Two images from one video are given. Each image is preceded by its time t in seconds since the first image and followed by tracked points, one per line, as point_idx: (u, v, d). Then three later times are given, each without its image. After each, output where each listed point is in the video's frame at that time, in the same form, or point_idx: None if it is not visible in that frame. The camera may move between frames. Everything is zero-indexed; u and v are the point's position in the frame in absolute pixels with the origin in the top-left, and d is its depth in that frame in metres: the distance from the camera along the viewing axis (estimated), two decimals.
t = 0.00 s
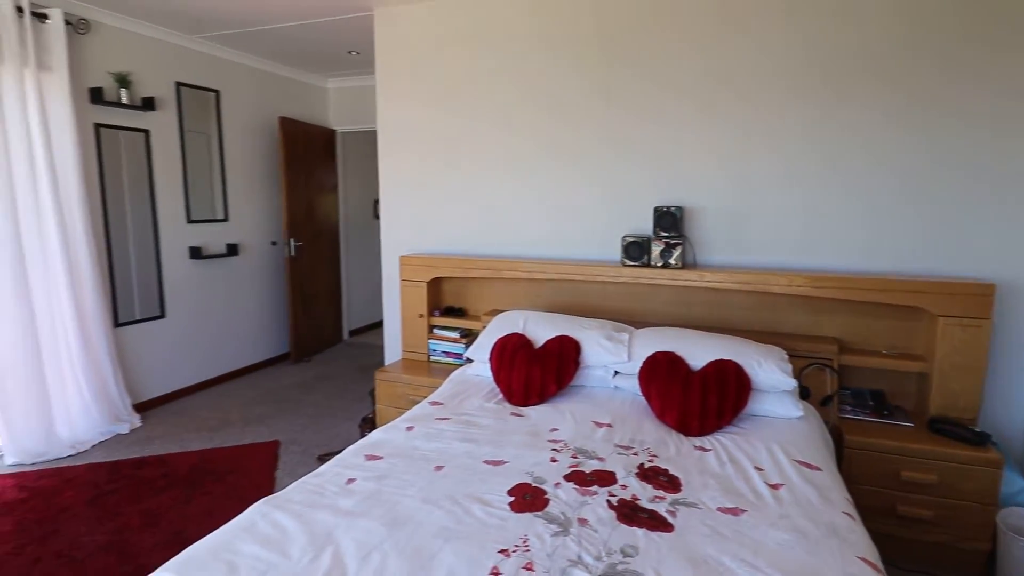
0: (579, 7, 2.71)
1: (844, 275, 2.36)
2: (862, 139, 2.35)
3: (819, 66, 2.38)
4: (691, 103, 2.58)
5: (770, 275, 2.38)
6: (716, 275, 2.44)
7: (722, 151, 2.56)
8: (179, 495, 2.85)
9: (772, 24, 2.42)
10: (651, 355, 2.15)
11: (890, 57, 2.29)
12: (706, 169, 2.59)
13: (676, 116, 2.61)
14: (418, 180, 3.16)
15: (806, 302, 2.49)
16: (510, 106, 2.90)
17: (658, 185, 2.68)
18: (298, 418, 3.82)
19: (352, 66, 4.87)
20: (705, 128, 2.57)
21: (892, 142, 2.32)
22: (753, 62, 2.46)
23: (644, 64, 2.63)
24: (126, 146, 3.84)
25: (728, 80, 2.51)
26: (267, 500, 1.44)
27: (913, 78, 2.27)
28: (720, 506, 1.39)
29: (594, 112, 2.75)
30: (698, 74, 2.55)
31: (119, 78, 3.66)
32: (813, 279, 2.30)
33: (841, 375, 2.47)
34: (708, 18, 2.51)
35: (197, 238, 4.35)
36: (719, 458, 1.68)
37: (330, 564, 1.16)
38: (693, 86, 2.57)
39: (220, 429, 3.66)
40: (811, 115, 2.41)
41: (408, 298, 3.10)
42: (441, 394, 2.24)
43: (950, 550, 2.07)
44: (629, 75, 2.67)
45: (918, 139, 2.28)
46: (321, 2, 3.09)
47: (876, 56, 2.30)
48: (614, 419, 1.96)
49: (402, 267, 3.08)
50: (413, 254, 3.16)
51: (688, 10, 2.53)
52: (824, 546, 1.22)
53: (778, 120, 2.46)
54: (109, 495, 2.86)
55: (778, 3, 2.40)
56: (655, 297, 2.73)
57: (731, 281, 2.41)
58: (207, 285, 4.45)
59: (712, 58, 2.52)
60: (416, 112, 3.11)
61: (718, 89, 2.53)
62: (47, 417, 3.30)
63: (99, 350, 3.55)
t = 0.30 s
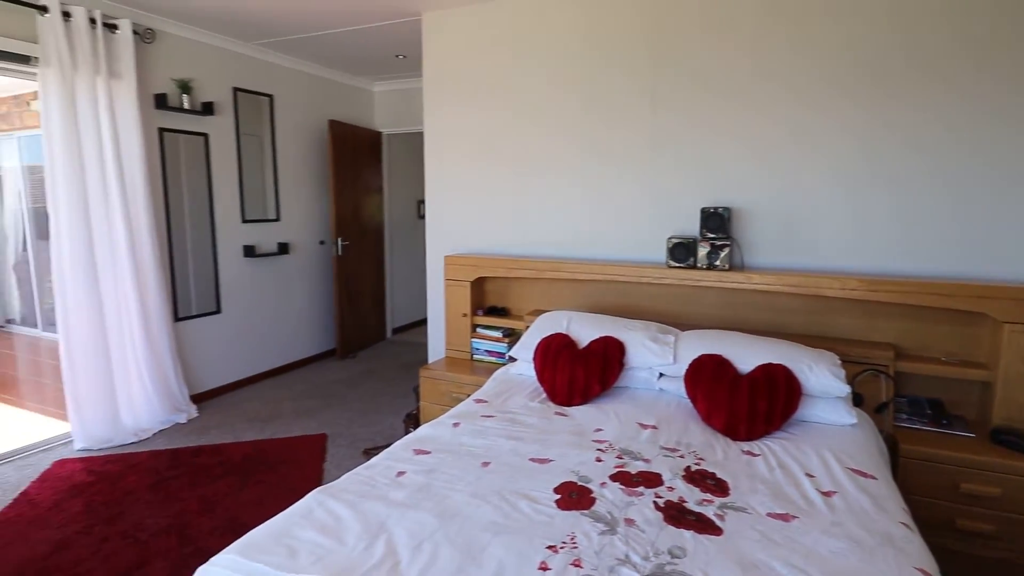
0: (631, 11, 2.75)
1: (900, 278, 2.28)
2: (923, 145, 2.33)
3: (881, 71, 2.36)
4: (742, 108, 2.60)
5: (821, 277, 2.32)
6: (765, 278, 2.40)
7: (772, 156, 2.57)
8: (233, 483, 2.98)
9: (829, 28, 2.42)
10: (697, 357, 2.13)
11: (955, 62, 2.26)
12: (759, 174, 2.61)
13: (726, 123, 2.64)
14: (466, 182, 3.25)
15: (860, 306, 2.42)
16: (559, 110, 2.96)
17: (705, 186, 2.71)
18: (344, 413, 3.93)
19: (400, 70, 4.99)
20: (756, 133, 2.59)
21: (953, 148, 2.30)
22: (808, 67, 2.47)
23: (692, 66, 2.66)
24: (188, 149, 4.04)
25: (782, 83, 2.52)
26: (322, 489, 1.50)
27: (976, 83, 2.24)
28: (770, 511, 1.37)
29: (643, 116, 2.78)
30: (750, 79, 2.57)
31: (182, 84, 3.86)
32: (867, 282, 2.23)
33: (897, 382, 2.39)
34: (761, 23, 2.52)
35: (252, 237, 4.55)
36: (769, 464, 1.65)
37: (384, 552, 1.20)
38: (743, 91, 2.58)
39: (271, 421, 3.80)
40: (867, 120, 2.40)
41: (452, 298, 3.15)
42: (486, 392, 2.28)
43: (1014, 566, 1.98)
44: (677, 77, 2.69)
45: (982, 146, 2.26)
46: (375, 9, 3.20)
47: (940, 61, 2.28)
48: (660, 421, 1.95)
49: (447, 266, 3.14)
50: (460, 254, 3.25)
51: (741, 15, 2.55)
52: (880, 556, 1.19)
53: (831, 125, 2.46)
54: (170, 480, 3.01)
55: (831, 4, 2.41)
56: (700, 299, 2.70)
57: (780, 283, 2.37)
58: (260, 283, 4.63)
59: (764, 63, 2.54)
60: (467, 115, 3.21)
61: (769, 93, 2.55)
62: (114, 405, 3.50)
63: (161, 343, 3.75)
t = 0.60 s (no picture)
0: (678, 11, 2.72)
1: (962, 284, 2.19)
2: (989, 143, 2.22)
3: (942, 68, 2.26)
4: (794, 105, 2.53)
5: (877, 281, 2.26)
6: (817, 281, 2.35)
7: (824, 157, 2.50)
8: (285, 474, 3.09)
9: (887, 23, 2.34)
10: (745, 361, 2.10)
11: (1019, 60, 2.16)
12: (811, 175, 2.54)
13: (776, 122, 2.58)
14: (511, 183, 3.29)
15: (918, 312, 2.34)
16: (604, 111, 2.96)
17: (754, 187, 2.66)
18: (388, 409, 4.02)
19: (445, 73, 5.06)
20: (808, 132, 2.52)
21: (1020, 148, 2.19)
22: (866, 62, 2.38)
23: (741, 66, 2.62)
24: (244, 152, 4.21)
25: (837, 80, 2.44)
26: (376, 481, 1.56)
27: None
28: (822, 519, 1.35)
29: (690, 116, 2.75)
30: (802, 77, 2.51)
31: (238, 91, 4.03)
32: (926, 287, 2.16)
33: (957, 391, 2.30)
34: (815, 19, 2.45)
35: (302, 237, 4.70)
36: (820, 471, 1.62)
37: (437, 544, 1.24)
38: (793, 90, 2.54)
39: (319, 416, 3.92)
40: (927, 118, 2.31)
41: (496, 298, 3.19)
42: (530, 392, 2.30)
43: None
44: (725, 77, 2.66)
45: None
46: (424, 14, 3.27)
47: (1013, 56, 2.17)
48: (707, 425, 1.94)
49: (491, 267, 3.18)
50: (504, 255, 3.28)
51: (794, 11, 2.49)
52: (941, 569, 1.16)
53: (887, 124, 2.38)
54: (226, 469, 3.15)
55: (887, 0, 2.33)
56: (748, 302, 2.66)
57: (833, 288, 2.31)
58: (309, 281, 4.78)
59: (817, 60, 2.47)
60: (512, 117, 3.24)
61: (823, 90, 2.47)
62: (174, 397, 3.68)
63: (218, 338, 3.92)
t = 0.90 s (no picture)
0: (728, 12, 2.71)
1: None
2: None
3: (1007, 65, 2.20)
4: (848, 108, 2.50)
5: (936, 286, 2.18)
6: (871, 286, 2.28)
7: (879, 157, 2.45)
8: (332, 467, 3.19)
9: (948, 23, 2.28)
10: (795, 367, 2.06)
11: None
12: (864, 177, 2.50)
13: (829, 123, 2.55)
14: (555, 184, 3.32)
15: (979, 318, 2.25)
16: (651, 113, 2.97)
17: (805, 189, 2.63)
18: (430, 407, 4.09)
19: (488, 76, 5.12)
20: (863, 134, 2.48)
21: None
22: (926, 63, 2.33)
23: (791, 66, 2.59)
24: (296, 155, 4.36)
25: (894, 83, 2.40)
26: (425, 476, 1.60)
27: None
28: (877, 529, 1.32)
29: (739, 118, 2.74)
30: (857, 78, 2.47)
31: (291, 96, 4.17)
32: (989, 293, 2.07)
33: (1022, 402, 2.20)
34: (871, 20, 2.42)
35: (349, 238, 4.83)
36: (874, 481, 1.58)
37: (486, 539, 1.27)
38: (846, 90, 2.49)
39: (364, 412, 4.03)
40: (992, 118, 2.24)
41: (538, 298, 3.21)
42: (574, 392, 2.31)
43: None
44: (775, 77, 2.64)
45: None
46: (471, 19, 3.33)
47: None
48: (755, 431, 1.91)
49: (534, 268, 3.21)
50: (547, 256, 3.31)
51: (848, 11, 2.45)
52: None
53: (946, 124, 2.32)
54: (277, 461, 3.27)
55: None
56: (797, 306, 2.61)
57: (888, 292, 2.24)
58: (355, 281, 4.91)
59: (872, 60, 2.43)
60: (557, 119, 3.27)
61: (879, 91, 2.43)
62: (228, 390, 3.84)
63: (269, 334, 4.07)
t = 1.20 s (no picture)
0: (778, 11, 2.67)
1: None
2: None
3: None
4: (908, 107, 2.43)
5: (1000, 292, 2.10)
6: (929, 291, 2.21)
7: (938, 159, 2.38)
8: (378, 462, 3.28)
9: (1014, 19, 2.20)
10: (847, 374, 2.02)
11: None
12: (925, 179, 2.42)
13: (885, 123, 2.48)
14: (599, 186, 3.32)
15: None
16: (698, 115, 2.94)
17: (858, 191, 2.57)
18: (472, 406, 4.15)
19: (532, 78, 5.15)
20: (922, 135, 2.40)
21: None
22: (992, 61, 2.24)
23: (845, 65, 2.53)
24: (344, 159, 4.49)
25: (959, 81, 2.32)
26: (473, 473, 1.64)
27: None
28: (936, 542, 1.29)
29: (791, 119, 2.70)
30: (917, 76, 2.39)
31: (340, 101, 4.30)
32: None
33: None
34: (933, 17, 2.34)
35: (394, 238, 4.94)
36: (933, 493, 1.53)
37: (535, 537, 1.30)
38: (904, 90, 2.42)
39: (408, 409, 4.12)
40: None
41: (581, 300, 3.22)
42: (618, 395, 2.32)
43: None
44: (827, 77, 2.58)
45: None
46: (516, 22, 3.37)
47: None
48: (805, 438, 1.88)
49: (577, 270, 3.21)
50: (590, 258, 3.31)
51: (908, 9, 2.39)
52: None
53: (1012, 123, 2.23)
54: (326, 455, 3.38)
55: None
56: (850, 311, 2.54)
57: (948, 298, 2.17)
58: (399, 281, 5.02)
59: (929, 58, 2.36)
60: (601, 121, 3.27)
61: (942, 90, 2.35)
62: (279, 385, 3.99)
63: (318, 332, 4.21)
